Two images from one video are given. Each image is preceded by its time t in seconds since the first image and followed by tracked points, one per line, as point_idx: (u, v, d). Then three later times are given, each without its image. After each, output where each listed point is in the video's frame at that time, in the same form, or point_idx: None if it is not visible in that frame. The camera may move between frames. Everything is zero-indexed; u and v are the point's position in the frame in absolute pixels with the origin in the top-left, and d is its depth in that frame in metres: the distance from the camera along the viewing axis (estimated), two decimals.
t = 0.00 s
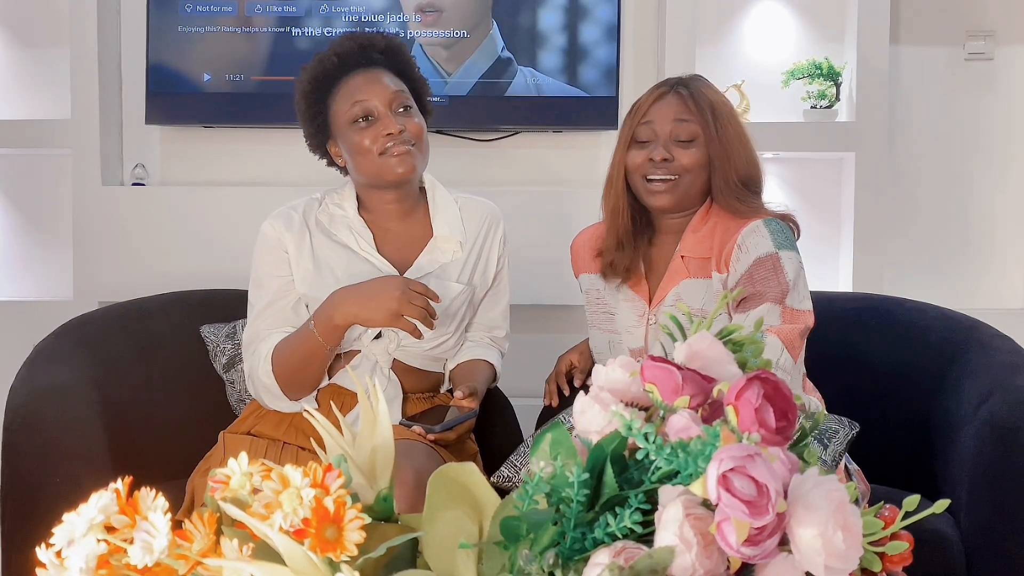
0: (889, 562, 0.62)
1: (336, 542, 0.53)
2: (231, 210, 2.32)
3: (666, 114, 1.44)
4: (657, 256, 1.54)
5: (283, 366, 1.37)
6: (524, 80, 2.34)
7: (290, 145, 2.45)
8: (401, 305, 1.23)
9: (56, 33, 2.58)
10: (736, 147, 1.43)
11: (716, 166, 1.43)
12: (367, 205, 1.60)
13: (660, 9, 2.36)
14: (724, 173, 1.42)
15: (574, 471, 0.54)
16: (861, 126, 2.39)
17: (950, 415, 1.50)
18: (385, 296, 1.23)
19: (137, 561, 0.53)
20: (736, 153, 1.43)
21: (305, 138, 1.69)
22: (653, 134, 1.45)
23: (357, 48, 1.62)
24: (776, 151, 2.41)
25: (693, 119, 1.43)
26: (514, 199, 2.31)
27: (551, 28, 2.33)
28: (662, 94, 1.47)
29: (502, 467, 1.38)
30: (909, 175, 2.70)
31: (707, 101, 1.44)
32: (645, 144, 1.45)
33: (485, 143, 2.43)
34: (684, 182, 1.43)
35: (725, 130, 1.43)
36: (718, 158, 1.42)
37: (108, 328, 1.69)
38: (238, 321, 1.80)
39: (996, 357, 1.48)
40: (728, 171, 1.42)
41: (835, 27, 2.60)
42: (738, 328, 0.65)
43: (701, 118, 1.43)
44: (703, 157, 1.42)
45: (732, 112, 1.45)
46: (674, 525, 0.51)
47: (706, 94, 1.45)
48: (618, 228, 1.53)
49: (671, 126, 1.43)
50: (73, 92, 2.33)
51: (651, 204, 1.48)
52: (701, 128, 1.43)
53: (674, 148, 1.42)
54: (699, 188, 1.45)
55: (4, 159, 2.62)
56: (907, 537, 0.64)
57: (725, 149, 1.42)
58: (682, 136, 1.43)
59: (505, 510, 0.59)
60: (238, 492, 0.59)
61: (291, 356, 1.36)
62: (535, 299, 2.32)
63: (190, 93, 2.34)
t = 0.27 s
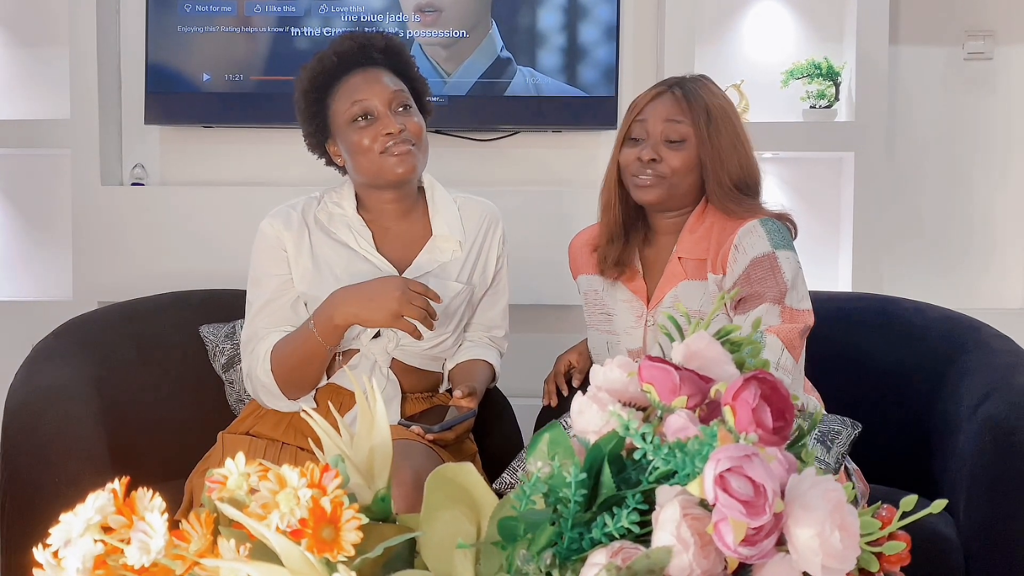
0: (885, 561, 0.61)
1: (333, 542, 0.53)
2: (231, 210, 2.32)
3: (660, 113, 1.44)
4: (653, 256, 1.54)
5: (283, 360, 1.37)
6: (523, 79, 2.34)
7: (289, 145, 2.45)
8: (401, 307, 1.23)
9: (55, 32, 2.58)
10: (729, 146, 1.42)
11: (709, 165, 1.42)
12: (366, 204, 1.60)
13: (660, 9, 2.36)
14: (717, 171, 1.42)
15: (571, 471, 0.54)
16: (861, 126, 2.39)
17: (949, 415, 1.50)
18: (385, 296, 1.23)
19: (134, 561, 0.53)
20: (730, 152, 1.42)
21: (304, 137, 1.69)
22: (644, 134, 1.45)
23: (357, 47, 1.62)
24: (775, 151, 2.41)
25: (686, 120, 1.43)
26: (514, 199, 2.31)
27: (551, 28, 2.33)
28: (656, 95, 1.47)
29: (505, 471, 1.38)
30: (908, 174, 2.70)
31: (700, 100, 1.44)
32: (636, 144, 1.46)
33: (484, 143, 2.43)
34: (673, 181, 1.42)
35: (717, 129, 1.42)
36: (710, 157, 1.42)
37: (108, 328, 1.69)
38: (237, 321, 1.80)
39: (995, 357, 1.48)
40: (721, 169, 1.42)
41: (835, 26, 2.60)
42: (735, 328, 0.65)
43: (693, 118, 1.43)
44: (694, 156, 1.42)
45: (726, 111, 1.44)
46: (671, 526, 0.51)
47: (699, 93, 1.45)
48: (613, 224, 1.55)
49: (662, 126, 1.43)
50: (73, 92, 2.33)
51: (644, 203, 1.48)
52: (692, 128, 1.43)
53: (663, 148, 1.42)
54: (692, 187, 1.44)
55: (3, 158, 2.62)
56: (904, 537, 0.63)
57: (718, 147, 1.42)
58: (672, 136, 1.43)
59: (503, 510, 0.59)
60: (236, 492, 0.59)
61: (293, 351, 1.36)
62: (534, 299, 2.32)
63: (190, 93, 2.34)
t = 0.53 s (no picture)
0: (887, 561, 0.61)
1: (335, 542, 0.53)
2: (230, 210, 2.32)
3: (655, 115, 1.44)
4: (656, 256, 1.54)
5: (279, 373, 1.37)
6: (523, 79, 2.34)
7: (289, 145, 2.45)
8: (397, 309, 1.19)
9: (55, 32, 2.58)
10: (726, 146, 1.42)
11: (706, 166, 1.42)
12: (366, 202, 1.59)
13: (660, 8, 2.36)
14: (714, 172, 1.41)
15: (573, 472, 0.54)
16: (861, 126, 2.39)
17: (950, 414, 1.50)
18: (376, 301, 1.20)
19: (136, 561, 0.53)
20: (727, 152, 1.42)
21: (306, 130, 1.69)
22: (641, 136, 1.46)
23: (366, 44, 1.62)
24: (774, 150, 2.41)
25: (681, 121, 1.43)
26: (514, 199, 2.31)
27: (551, 28, 2.33)
28: (651, 97, 1.47)
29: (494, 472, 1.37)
30: (908, 174, 2.70)
31: (695, 100, 1.43)
32: (633, 147, 1.46)
33: (484, 143, 2.43)
34: (670, 183, 1.42)
35: (713, 130, 1.42)
36: (707, 159, 1.41)
37: (108, 328, 1.69)
38: (238, 321, 1.80)
39: (996, 357, 1.48)
40: (719, 170, 1.41)
41: (835, 26, 2.60)
42: (736, 328, 0.65)
43: (689, 119, 1.42)
44: (691, 158, 1.42)
45: (722, 111, 1.43)
46: (672, 525, 0.51)
47: (695, 94, 1.44)
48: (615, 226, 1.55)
49: (657, 129, 1.43)
50: (73, 92, 2.33)
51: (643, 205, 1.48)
52: (687, 129, 1.42)
53: (658, 151, 1.42)
54: (691, 188, 1.44)
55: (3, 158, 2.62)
56: (906, 537, 0.63)
57: (715, 148, 1.41)
58: (667, 138, 1.43)
59: (504, 510, 0.59)
60: (237, 492, 0.59)
61: (286, 360, 1.35)
62: (534, 299, 2.32)
63: (190, 92, 2.34)
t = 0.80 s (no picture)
0: (890, 559, 0.61)
1: (338, 540, 0.53)
2: (231, 210, 2.32)
3: (653, 112, 1.44)
4: (655, 254, 1.54)
5: (270, 379, 1.35)
6: (524, 79, 2.34)
7: (289, 144, 2.45)
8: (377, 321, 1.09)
9: (55, 32, 2.58)
10: (725, 145, 1.42)
11: (704, 164, 1.42)
12: (365, 200, 1.60)
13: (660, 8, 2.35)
14: (713, 169, 1.41)
15: (575, 470, 0.54)
16: (861, 125, 2.39)
17: (950, 414, 1.50)
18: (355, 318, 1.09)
19: (139, 560, 0.52)
20: (725, 150, 1.42)
21: (313, 121, 1.69)
22: (638, 134, 1.46)
23: (387, 39, 1.64)
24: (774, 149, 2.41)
25: (678, 118, 1.43)
26: (514, 198, 2.31)
27: (551, 27, 2.33)
28: (650, 94, 1.47)
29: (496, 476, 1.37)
30: (909, 174, 2.70)
31: (693, 98, 1.43)
32: (631, 144, 1.47)
33: (484, 142, 2.43)
34: (666, 181, 1.42)
35: (711, 128, 1.42)
36: (705, 157, 1.41)
37: (109, 328, 1.69)
38: (238, 321, 1.80)
39: (996, 356, 1.48)
40: (717, 169, 1.41)
41: (835, 25, 2.60)
42: (739, 326, 0.65)
43: (686, 117, 1.42)
44: (688, 156, 1.42)
45: (721, 109, 1.43)
46: (675, 524, 0.51)
47: (694, 92, 1.44)
48: (614, 224, 1.55)
49: (654, 125, 1.43)
50: (73, 92, 2.33)
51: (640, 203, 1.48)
52: (684, 127, 1.42)
53: (654, 148, 1.42)
54: (688, 186, 1.44)
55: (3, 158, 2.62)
56: (909, 535, 0.62)
57: (713, 146, 1.41)
58: (664, 136, 1.43)
59: (506, 509, 0.59)
60: (240, 490, 0.59)
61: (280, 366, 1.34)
62: (534, 299, 2.32)
63: (190, 92, 2.34)
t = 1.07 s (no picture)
0: (891, 559, 0.60)
1: (340, 541, 0.53)
2: (231, 210, 2.32)
3: (654, 111, 1.45)
4: (658, 255, 1.54)
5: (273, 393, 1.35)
6: (524, 79, 2.34)
7: (290, 144, 2.45)
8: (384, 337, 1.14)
9: (56, 32, 2.58)
10: (726, 144, 1.41)
11: (705, 163, 1.42)
12: (366, 200, 1.60)
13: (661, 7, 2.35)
14: (714, 170, 1.41)
15: (577, 470, 0.54)
16: (862, 125, 2.39)
17: (951, 414, 1.50)
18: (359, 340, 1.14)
19: (140, 560, 0.52)
20: (726, 150, 1.42)
21: (317, 117, 1.69)
22: (639, 133, 1.46)
23: (400, 39, 1.65)
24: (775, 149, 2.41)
25: (679, 118, 1.43)
26: (515, 198, 2.31)
27: (552, 27, 2.33)
28: (652, 93, 1.48)
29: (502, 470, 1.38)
30: (910, 174, 2.70)
31: (694, 98, 1.43)
32: (632, 143, 1.47)
33: (485, 142, 2.43)
34: (667, 180, 1.42)
35: (712, 127, 1.41)
36: (706, 156, 1.41)
37: (110, 327, 1.69)
38: (239, 321, 1.80)
39: (997, 356, 1.48)
40: (718, 168, 1.41)
41: (836, 25, 2.60)
42: (740, 326, 0.65)
43: (687, 117, 1.42)
44: (689, 155, 1.42)
45: (722, 108, 1.43)
46: (677, 523, 0.51)
47: (695, 92, 1.44)
48: (615, 222, 1.56)
49: (655, 124, 1.43)
50: (74, 92, 2.34)
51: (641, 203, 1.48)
52: (685, 126, 1.42)
53: (655, 147, 1.42)
54: (689, 185, 1.44)
55: (4, 158, 2.62)
56: (910, 535, 0.62)
57: (714, 145, 1.41)
58: (665, 135, 1.43)
59: (507, 509, 0.59)
60: (241, 490, 0.58)
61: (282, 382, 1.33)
62: (535, 298, 2.32)
63: (191, 92, 2.34)
